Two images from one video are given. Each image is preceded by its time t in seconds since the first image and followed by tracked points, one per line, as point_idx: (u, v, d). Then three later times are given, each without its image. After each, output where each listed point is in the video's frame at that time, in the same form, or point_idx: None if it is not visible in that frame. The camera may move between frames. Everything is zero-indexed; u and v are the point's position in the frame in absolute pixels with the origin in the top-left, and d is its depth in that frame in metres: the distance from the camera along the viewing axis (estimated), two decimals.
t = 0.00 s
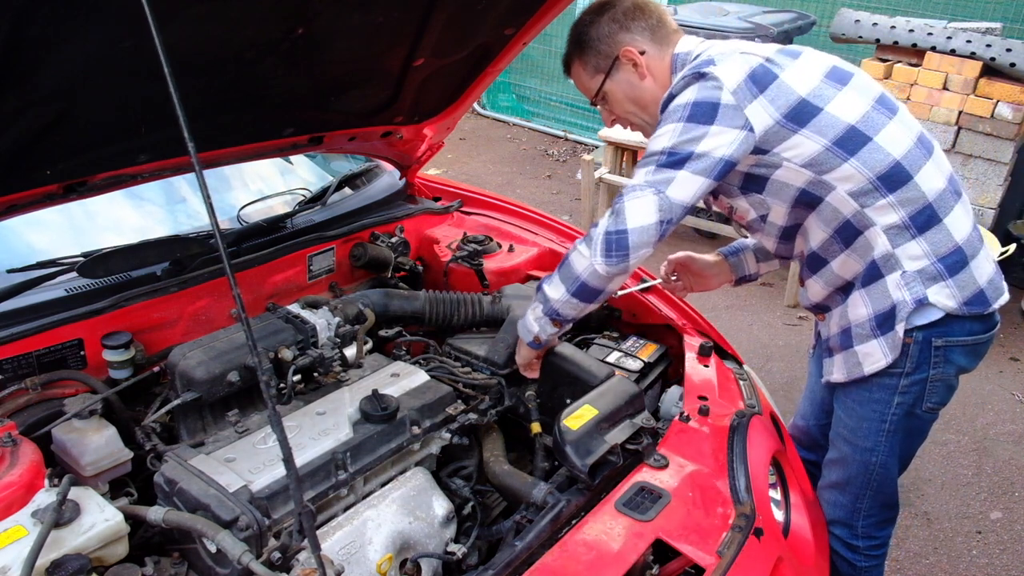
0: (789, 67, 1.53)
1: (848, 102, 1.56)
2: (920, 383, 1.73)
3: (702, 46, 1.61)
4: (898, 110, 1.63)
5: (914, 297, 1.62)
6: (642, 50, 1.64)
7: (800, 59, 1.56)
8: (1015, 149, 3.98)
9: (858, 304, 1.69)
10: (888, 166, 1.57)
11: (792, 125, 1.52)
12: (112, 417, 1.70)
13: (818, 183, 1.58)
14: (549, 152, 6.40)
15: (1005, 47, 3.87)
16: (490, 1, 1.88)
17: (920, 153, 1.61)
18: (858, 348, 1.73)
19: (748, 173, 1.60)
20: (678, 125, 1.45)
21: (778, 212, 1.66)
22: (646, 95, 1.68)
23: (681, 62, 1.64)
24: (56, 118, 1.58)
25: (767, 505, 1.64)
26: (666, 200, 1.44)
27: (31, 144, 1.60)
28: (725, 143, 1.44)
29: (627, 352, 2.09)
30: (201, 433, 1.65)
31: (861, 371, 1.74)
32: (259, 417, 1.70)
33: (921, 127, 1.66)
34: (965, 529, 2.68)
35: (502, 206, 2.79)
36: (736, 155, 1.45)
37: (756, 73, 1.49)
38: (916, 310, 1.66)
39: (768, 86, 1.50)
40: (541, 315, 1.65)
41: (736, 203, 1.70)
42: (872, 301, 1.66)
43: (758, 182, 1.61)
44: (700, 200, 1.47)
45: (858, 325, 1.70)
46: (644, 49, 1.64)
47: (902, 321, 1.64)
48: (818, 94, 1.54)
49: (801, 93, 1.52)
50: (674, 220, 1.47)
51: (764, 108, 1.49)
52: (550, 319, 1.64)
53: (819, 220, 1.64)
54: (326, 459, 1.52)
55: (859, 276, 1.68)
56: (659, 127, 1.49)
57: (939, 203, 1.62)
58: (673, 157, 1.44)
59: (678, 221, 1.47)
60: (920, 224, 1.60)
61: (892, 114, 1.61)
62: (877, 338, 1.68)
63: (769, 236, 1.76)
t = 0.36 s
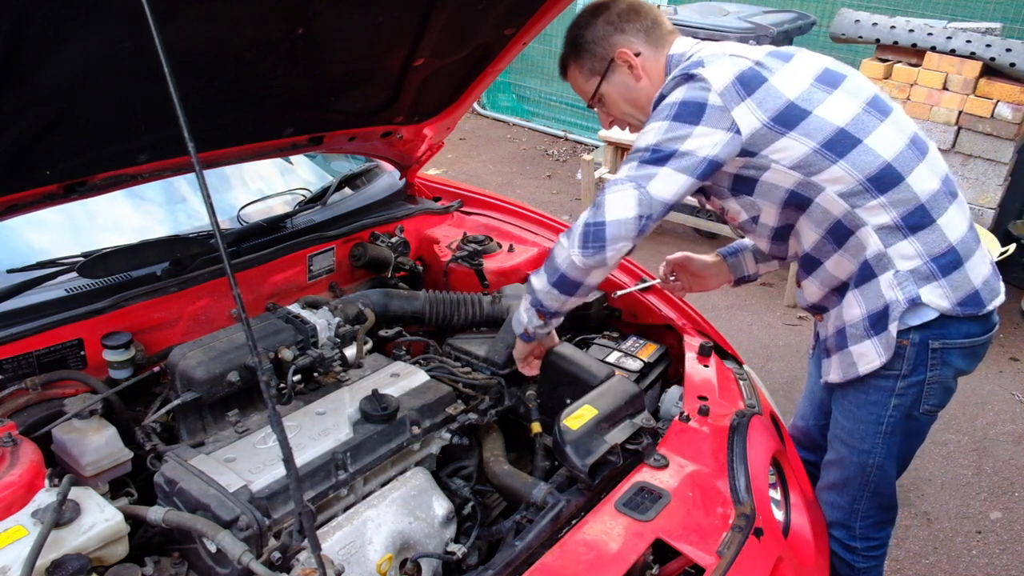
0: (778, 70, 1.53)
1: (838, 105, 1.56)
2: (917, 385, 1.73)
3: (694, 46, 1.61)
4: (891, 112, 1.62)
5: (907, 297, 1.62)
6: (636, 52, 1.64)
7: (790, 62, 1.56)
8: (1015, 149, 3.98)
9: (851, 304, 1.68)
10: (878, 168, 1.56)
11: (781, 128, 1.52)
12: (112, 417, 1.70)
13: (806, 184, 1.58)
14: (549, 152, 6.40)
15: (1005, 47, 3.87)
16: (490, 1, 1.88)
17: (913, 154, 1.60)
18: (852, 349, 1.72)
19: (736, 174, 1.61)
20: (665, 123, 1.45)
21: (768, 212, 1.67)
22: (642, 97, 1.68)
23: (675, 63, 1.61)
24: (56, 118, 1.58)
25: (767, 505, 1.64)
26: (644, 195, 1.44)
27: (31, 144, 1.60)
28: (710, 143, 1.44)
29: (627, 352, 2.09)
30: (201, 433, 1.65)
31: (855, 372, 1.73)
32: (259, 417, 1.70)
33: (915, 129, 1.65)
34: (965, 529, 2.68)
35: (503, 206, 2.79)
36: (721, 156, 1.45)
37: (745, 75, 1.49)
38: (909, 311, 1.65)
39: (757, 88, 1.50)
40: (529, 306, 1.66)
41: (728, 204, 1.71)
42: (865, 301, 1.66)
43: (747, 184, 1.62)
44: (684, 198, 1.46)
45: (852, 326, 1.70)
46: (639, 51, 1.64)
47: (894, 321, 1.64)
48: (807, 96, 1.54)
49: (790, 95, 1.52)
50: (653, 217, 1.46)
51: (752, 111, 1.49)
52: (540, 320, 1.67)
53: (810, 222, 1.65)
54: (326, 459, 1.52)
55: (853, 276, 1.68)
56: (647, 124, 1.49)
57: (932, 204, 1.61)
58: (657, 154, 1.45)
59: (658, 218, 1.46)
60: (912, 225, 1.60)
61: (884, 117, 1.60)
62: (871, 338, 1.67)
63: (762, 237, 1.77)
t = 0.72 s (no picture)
0: (776, 64, 1.53)
1: (834, 101, 1.56)
2: (915, 387, 1.73)
3: (698, 34, 1.60)
4: (889, 111, 1.61)
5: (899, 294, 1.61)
6: (640, 38, 1.64)
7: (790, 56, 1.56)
8: (1015, 149, 3.98)
9: (845, 301, 1.68)
10: (872, 166, 1.56)
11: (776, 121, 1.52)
12: (112, 416, 1.70)
13: (799, 179, 1.58)
14: (549, 152, 6.40)
15: (1005, 47, 3.87)
16: (490, 1, 1.88)
17: (909, 155, 1.60)
18: (845, 346, 1.72)
19: (730, 164, 1.62)
20: (658, 110, 1.46)
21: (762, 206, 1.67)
22: (645, 83, 1.68)
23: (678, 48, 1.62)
24: (56, 118, 1.58)
25: (767, 505, 1.64)
26: (633, 180, 1.45)
27: (31, 144, 1.60)
28: (701, 132, 1.45)
29: (627, 352, 2.09)
30: (201, 433, 1.65)
31: (849, 370, 1.73)
32: (259, 417, 1.70)
33: (914, 130, 1.65)
34: (965, 529, 2.68)
35: (502, 206, 2.79)
36: (711, 146, 1.46)
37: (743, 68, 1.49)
38: (902, 309, 1.65)
39: (754, 81, 1.50)
40: (523, 294, 1.67)
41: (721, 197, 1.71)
42: (858, 298, 1.65)
43: (741, 173, 1.62)
44: (672, 185, 1.47)
45: (845, 324, 1.69)
46: (643, 38, 1.64)
47: (887, 318, 1.63)
48: (804, 92, 1.54)
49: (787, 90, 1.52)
50: (642, 203, 1.46)
51: (747, 103, 1.49)
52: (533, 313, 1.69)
53: (801, 217, 1.64)
54: (326, 459, 1.52)
55: (846, 272, 1.67)
56: (642, 110, 1.51)
57: (926, 204, 1.60)
58: (648, 139, 1.45)
59: (646, 204, 1.46)
60: (904, 224, 1.59)
61: (881, 116, 1.60)
62: (864, 335, 1.67)
63: (755, 231, 1.77)
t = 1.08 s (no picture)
0: (759, 64, 1.51)
1: (815, 101, 1.54)
2: (910, 386, 1.73)
3: (689, 30, 1.58)
4: (872, 110, 1.59)
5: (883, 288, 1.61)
6: (640, 33, 1.64)
7: (773, 54, 1.54)
8: (1015, 149, 3.99)
9: (828, 296, 1.68)
10: (851, 165, 1.55)
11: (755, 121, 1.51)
12: (112, 416, 1.70)
13: (777, 177, 1.58)
14: (549, 152, 6.40)
15: (1005, 47, 3.87)
16: (490, 1, 1.88)
17: (892, 153, 1.58)
18: (828, 341, 1.72)
19: (711, 162, 1.63)
20: (640, 104, 1.47)
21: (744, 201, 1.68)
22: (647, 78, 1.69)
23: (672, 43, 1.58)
24: (56, 118, 1.58)
25: (767, 505, 1.64)
26: (610, 168, 1.46)
27: (32, 144, 1.60)
28: (680, 128, 1.45)
29: (627, 352, 2.09)
30: (201, 433, 1.65)
31: (833, 365, 1.74)
32: (259, 417, 1.70)
33: (900, 127, 1.62)
34: (965, 529, 2.68)
35: (503, 206, 2.79)
36: (690, 142, 1.46)
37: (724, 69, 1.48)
38: (885, 304, 1.64)
39: (734, 82, 1.48)
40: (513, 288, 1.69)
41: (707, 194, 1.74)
42: (840, 293, 1.65)
43: (721, 171, 1.63)
44: (650, 179, 1.47)
45: (829, 318, 1.69)
46: (643, 33, 1.64)
47: (868, 312, 1.63)
48: (785, 92, 1.52)
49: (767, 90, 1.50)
50: (618, 192, 1.47)
51: (725, 103, 1.48)
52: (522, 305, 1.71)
53: (781, 214, 1.65)
54: (326, 459, 1.52)
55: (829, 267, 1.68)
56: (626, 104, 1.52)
57: (908, 203, 1.59)
58: (628, 131, 1.46)
59: (623, 192, 1.47)
60: (885, 221, 1.59)
61: (863, 115, 1.58)
62: (846, 330, 1.67)
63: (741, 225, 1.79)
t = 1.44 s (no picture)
0: (729, 58, 1.55)
1: (788, 90, 1.57)
2: (899, 367, 1.73)
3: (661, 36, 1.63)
4: (841, 98, 1.63)
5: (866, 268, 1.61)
6: (611, 47, 1.66)
7: (741, 50, 1.58)
8: (1015, 149, 3.99)
9: (810, 280, 1.67)
10: (826, 149, 1.57)
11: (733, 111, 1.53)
12: (112, 416, 1.70)
13: (755, 165, 1.59)
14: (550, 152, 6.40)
15: (1005, 47, 3.87)
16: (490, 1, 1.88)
17: (863, 137, 1.61)
18: (811, 325, 1.70)
19: (690, 155, 1.63)
20: (619, 100, 1.50)
21: (724, 192, 1.69)
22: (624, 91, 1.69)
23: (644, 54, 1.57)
24: (56, 118, 1.58)
25: (767, 505, 1.64)
26: (596, 162, 1.47)
27: (31, 145, 1.60)
28: (660, 120, 1.47)
29: (627, 352, 2.09)
30: (201, 433, 1.66)
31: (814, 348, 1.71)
32: (259, 417, 1.70)
33: (869, 113, 1.66)
34: (965, 529, 2.68)
35: (503, 206, 2.79)
36: (672, 133, 1.48)
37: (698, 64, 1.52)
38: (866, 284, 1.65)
39: (709, 74, 1.52)
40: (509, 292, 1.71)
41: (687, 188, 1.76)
42: (821, 276, 1.65)
43: (701, 164, 1.63)
44: (636, 170, 1.48)
45: (811, 302, 1.69)
46: (614, 46, 1.66)
47: (849, 294, 1.62)
48: (758, 83, 1.55)
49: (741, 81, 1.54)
50: (606, 185, 1.49)
51: (702, 93, 1.51)
52: (519, 314, 1.74)
53: (761, 203, 1.65)
54: (326, 459, 1.53)
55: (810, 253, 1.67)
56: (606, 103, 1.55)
57: (884, 185, 1.61)
58: (610, 126, 1.48)
59: (611, 185, 1.48)
60: (863, 202, 1.60)
61: (833, 102, 1.61)
62: (828, 312, 1.66)
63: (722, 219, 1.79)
